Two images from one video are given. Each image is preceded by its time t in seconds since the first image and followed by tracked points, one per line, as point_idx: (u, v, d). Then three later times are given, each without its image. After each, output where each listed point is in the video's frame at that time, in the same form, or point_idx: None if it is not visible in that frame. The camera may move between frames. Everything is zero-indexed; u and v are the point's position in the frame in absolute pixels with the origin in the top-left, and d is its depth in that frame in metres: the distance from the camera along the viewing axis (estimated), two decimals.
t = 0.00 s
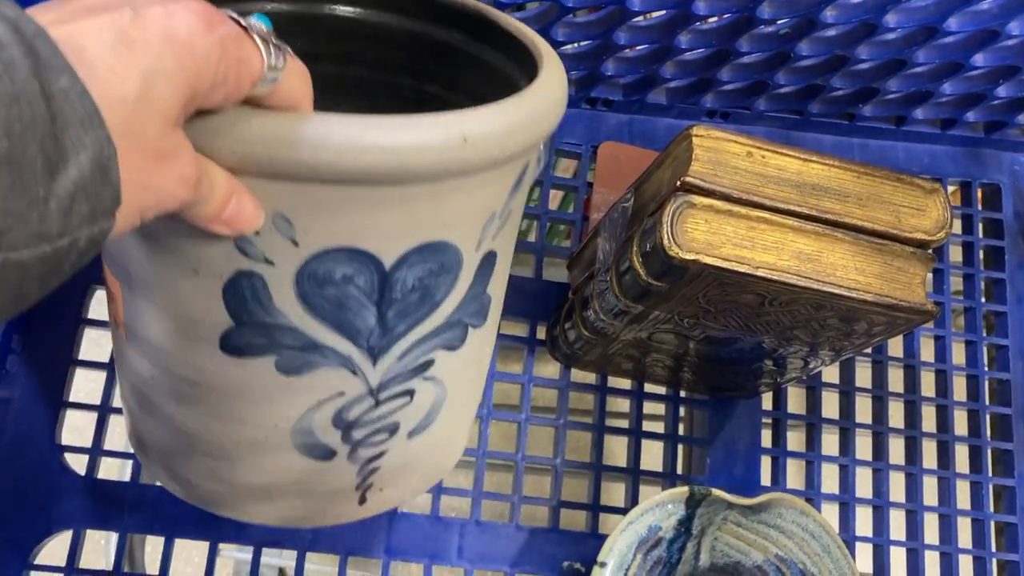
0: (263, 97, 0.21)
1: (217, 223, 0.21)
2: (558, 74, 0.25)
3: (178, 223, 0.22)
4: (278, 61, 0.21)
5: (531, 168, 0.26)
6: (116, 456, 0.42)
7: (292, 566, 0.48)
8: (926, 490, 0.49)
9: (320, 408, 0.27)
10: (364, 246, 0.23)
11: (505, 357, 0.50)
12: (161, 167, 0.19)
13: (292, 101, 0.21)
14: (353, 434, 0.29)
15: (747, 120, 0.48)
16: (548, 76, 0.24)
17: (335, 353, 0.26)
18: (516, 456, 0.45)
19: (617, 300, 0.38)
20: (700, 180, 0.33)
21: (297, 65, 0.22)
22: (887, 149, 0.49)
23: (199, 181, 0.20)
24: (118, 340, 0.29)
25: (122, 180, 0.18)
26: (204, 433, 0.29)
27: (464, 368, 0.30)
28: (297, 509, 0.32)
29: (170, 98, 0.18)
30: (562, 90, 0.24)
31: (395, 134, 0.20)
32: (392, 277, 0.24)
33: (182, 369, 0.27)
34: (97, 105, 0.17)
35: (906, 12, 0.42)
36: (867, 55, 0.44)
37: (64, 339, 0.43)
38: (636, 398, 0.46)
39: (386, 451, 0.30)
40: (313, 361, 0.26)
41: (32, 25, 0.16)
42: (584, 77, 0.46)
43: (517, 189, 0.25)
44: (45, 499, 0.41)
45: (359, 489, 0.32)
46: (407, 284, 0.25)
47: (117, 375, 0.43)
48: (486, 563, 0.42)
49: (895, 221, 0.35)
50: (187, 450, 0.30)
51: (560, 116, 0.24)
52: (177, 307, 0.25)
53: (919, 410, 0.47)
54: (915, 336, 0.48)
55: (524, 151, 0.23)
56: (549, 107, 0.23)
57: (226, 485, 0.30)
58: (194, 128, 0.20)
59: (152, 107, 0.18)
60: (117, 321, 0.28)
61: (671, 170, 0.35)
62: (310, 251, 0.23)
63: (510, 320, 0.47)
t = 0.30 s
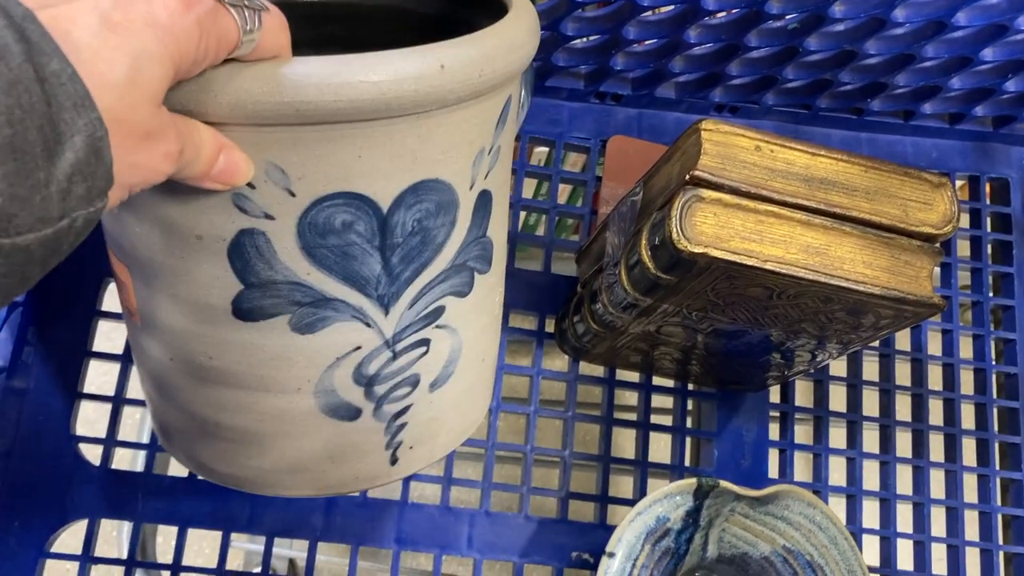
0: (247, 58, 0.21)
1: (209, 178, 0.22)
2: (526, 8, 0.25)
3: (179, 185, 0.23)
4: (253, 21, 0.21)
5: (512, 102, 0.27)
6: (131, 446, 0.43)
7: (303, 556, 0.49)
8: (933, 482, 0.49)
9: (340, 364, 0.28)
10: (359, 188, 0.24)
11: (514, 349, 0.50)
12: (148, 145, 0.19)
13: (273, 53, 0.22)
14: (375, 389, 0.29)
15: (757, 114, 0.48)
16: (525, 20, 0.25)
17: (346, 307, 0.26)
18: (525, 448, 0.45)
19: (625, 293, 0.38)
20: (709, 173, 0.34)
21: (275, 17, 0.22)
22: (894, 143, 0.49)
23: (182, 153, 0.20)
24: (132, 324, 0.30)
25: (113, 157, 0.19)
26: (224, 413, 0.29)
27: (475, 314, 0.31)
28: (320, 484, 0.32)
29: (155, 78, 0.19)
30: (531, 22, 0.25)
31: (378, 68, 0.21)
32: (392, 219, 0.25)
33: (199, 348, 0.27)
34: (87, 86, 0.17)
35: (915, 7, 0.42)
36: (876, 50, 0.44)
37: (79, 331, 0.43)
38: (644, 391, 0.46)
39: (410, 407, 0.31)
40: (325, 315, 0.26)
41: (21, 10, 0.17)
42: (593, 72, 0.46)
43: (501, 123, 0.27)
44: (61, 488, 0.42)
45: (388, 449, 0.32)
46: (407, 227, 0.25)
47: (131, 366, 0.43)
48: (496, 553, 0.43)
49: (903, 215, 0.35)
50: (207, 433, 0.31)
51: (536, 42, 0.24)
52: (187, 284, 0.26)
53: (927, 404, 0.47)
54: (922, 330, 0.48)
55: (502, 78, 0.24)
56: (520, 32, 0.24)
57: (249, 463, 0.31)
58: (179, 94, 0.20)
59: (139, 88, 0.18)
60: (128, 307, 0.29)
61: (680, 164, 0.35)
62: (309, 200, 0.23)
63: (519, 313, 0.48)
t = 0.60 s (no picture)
0: (242, 51, 0.21)
1: (215, 167, 0.21)
2: None
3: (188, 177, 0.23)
4: (248, 11, 0.21)
5: (508, 75, 0.26)
6: (144, 435, 0.43)
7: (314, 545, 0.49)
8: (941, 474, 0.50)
9: (359, 349, 0.28)
10: (365, 173, 0.23)
11: (524, 340, 0.51)
12: (149, 135, 0.19)
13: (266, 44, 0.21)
14: (395, 371, 0.30)
15: (765, 106, 0.48)
16: None
17: (361, 292, 0.26)
18: (534, 438, 0.45)
19: (635, 283, 0.38)
20: (719, 163, 0.34)
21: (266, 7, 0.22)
22: (903, 135, 0.49)
23: (184, 141, 0.20)
24: (148, 322, 0.30)
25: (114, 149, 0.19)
26: (247, 402, 0.30)
27: (487, 290, 0.31)
28: (346, 466, 0.33)
29: (153, 71, 0.19)
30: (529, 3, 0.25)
31: (376, 55, 0.21)
32: (400, 202, 0.25)
33: (221, 341, 0.28)
34: (85, 81, 0.18)
35: None
36: (885, 42, 0.44)
37: (93, 320, 0.44)
38: (652, 381, 0.47)
39: (431, 385, 0.32)
40: (342, 302, 0.26)
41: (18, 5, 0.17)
42: (602, 63, 0.46)
43: (500, 98, 0.26)
44: (74, 475, 0.42)
45: (413, 430, 0.33)
46: (415, 209, 0.25)
47: (144, 354, 0.44)
48: (505, 542, 0.43)
49: (911, 205, 0.35)
50: (229, 422, 0.31)
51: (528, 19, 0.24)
52: (204, 281, 0.26)
53: (935, 395, 0.48)
54: (930, 322, 0.48)
55: (498, 53, 0.24)
56: (513, 8, 0.24)
57: (274, 449, 0.32)
58: (174, 89, 0.20)
59: (136, 82, 0.18)
60: (141, 299, 0.29)
61: (690, 154, 0.36)
62: (317, 188, 0.23)
63: (528, 305, 0.48)
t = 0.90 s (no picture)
0: (273, 39, 0.21)
1: (243, 155, 0.22)
2: None
3: (216, 167, 0.23)
4: None
5: (525, 65, 0.27)
6: (158, 423, 0.44)
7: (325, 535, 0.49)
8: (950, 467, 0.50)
9: (385, 336, 0.29)
10: (390, 161, 0.24)
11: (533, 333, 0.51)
12: (191, 111, 0.20)
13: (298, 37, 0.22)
14: (418, 358, 0.30)
15: (774, 100, 0.48)
16: None
17: (386, 279, 0.27)
18: (544, 428, 0.46)
19: (645, 274, 0.38)
20: (729, 154, 0.34)
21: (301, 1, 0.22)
22: (913, 130, 0.49)
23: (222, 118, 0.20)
24: (171, 312, 0.30)
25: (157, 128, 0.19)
26: (273, 391, 0.30)
27: (505, 276, 0.31)
28: (370, 450, 0.34)
29: (192, 48, 0.19)
30: None
31: (404, 41, 0.21)
32: (424, 189, 0.25)
33: (247, 332, 0.28)
34: (127, 57, 0.18)
35: None
36: (895, 36, 0.44)
37: (108, 310, 0.44)
38: (661, 373, 0.47)
39: (453, 371, 0.32)
40: (368, 289, 0.27)
41: None
42: (613, 57, 0.47)
43: (518, 88, 0.27)
44: (90, 463, 0.42)
45: (435, 415, 0.34)
46: (439, 195, 0.25)
47: (158, 343, 0.44)
48: (516, 531, 0.43)
49: (921, 197, 0.35)
50: (253, 410, 0.32)
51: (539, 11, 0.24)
52: (232, 273, 0.26)
53: (944, 388, 0.48)
54: (939, 315, 0.48)
55: (516, 44, 0.24)
56: None
57: (299, 436, 0.32)
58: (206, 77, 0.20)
59: (174, 60, 0.19)
60: (163, 286, 0.30)
61: (701, 145, 0.36)
62: (344, 177, 0.24)
63: (538, 297, 0.48)
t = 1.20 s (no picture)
0: (284, 47, 0.22)
1: (254, 163, 0.22)
2: None
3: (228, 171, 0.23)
4: (295, 9, 0.22)
5: (536, 73, 0.27)
6: (168, 418, 0.44)
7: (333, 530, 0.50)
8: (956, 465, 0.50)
9: (390, 340, 0.29)
10: (399, 170, 0.24)
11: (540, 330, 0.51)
12: (201, 119, 0.20)
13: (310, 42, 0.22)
14: (425, 361, 0.30)
15: (782, 99, 0.48)
16: None
17: (393, 284, 0.27)
18: (551, 425, 0.46)
19: (651, 272, 0.39)
20: (735, 153, 0.34)
21: (309, 7, 0.23)
22: (920, 129, 0.49)
23: (233, 127, 0.20)
24: (181, 311, 0.31)
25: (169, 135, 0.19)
26: (280, 391, 0.31)
27: (512, 281, 0.32)
28: (376, 450, 0.34)
29: (204, 55, 0.19)
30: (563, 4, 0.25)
31: (416, 50, 0.21)
32: (434, 197, 0.25)
33: (256, 334, 0.29)
34: (140, 65, 0.18)
35: None
36: (902, 35, 0.44)
37: (119, 306, 0.45)
38: (668, 371, 0.47)
39: (458, 375, 0.32)
40: (375, 294, 0.27)
41: None
42: (621, 55, 0.47)
43: (528, 96, 0.27)
44: (101, 458, 0.43)
45: (440, 418, 0.34)
46: (447, 203, 0.26)
47: (168, 339, 0.44)
48: (522, 527, 0.44)
49: (927, 195, 0.36)
50: (259, 408, 0.32)
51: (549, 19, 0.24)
52: (244, 275, 0.26)
53: (950, 387, 0.48)
54: (946, 314, 0.48)
55: (528, 52, 0.24)
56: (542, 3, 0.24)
57: (304, 435, 0.33)
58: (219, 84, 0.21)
59: (187, 66, 0.19)
60: (173, 286, 0.30)
61: (708, 143, 0.36)
62: (353, 184, 0.24)
63: (545, 294, 0.48)
